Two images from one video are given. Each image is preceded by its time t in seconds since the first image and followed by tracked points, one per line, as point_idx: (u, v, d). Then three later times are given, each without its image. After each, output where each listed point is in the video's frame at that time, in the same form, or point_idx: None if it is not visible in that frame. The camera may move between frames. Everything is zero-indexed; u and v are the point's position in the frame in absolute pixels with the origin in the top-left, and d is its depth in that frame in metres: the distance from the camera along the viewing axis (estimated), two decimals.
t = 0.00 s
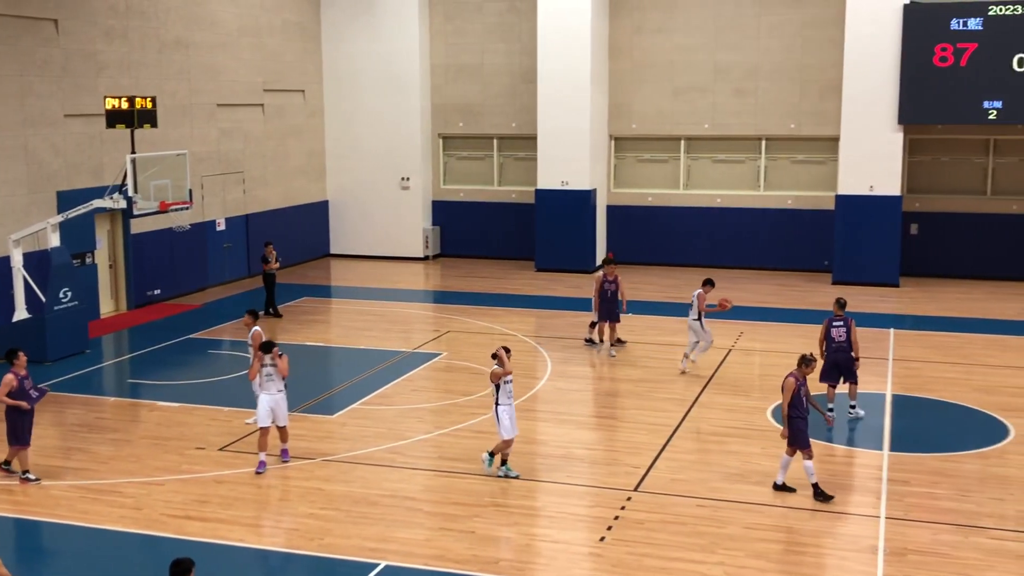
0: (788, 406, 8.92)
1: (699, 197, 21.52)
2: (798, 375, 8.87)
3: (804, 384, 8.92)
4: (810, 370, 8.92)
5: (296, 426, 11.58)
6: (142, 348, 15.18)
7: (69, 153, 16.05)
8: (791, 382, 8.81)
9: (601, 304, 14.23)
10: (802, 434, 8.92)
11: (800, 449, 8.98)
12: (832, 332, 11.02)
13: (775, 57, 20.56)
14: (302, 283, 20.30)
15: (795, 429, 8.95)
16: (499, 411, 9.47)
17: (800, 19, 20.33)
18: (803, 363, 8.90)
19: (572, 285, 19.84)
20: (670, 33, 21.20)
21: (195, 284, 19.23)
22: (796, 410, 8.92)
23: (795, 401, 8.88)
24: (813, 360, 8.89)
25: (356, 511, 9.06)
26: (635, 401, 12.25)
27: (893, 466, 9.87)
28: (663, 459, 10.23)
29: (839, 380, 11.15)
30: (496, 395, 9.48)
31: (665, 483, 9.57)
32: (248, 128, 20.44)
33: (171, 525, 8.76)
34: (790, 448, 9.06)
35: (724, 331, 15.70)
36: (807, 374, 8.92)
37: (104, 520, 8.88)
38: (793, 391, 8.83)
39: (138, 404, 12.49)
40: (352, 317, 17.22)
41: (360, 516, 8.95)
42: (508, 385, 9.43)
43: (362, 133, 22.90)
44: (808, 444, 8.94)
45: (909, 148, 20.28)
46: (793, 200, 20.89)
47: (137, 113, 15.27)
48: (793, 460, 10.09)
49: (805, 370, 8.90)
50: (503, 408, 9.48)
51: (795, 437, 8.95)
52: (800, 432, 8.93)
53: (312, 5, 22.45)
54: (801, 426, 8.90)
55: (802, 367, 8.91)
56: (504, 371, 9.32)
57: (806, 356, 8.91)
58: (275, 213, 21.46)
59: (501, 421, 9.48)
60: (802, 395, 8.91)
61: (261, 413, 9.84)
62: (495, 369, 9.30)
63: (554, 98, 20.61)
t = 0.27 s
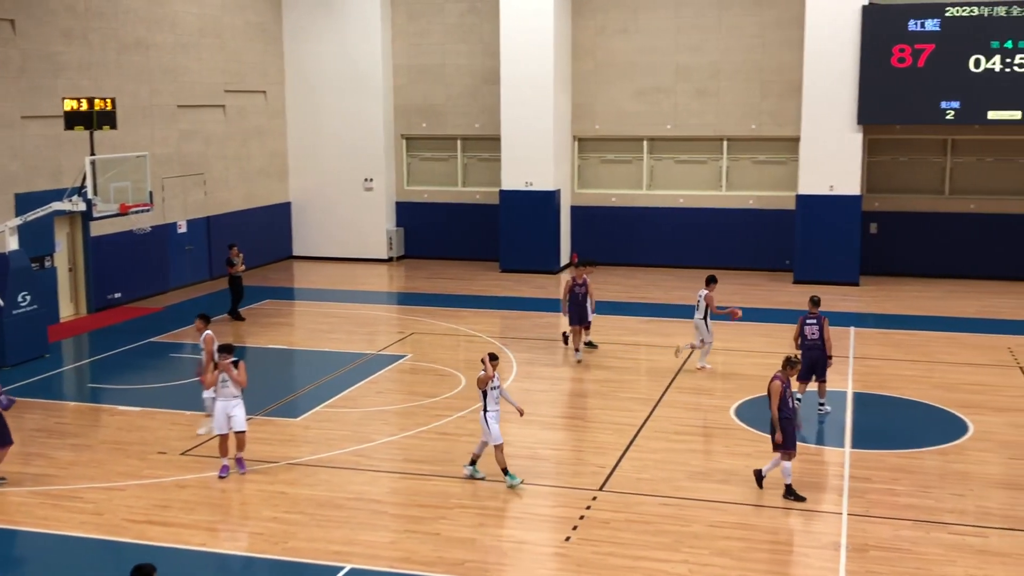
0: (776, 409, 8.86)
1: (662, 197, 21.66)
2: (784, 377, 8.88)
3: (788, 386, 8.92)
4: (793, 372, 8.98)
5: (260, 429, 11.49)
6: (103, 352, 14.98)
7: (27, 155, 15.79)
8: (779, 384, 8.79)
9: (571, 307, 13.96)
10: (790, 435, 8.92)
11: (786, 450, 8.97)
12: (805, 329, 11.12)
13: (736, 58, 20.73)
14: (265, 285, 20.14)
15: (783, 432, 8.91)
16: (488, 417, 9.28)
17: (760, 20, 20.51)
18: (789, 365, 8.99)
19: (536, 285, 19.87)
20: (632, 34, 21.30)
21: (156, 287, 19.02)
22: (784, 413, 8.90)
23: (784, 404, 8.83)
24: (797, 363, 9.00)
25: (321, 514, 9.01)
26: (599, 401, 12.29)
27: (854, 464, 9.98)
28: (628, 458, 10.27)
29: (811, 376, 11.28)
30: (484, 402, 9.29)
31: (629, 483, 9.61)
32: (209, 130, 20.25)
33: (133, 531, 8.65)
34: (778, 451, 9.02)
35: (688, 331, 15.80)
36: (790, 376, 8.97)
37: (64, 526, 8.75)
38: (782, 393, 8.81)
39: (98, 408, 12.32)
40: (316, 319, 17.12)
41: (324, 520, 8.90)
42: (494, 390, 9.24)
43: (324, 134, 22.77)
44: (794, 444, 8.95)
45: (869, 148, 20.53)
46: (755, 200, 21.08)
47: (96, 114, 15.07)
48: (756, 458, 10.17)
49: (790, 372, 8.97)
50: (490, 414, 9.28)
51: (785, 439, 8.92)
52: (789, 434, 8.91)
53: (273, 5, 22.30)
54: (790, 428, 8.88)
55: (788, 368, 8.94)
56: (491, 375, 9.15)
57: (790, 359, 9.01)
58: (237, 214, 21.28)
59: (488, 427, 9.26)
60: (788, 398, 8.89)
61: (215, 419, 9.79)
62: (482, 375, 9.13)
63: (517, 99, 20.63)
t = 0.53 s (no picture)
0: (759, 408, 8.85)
1: (620, 197, 21.74)
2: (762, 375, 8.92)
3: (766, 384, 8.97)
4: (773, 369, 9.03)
5: (217, 433, 11.32)
6: (55, 356, 14.68)
7: None
8: (758, 382, 8.83)
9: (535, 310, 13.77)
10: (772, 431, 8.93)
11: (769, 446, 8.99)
12: (771, 325, 11.28)
13: (692, 59, 20.87)
14: (221, 288, 19.88)
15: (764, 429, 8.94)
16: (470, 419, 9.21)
17: (716, 21, 20.66)
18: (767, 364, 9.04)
19: (495, 286, 19.83)
20: (589, 35, 21.36)
21: (110, 290, 18.69)
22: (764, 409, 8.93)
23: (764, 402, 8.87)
24: (774, 361, 9.05)
25: (279, 518, 8.88)
26: (559, 401, 12.28)
27: (811, 461, 10.06)
28: (588, 458, 10.27)
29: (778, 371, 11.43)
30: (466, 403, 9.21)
31: (590, 483, 9.59)
32: (163, 131, 19.96)
33: (87, 537, 8.47)
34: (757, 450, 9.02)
35: (647, 330, 15.86)
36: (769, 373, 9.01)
37: (15, 534, 8.54)
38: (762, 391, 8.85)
39: (51, 414, 12.06)
40: (273, 322, 16.93)
41: (283, 524, 8.78)
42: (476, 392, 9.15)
43: (281, 135, 22.54)
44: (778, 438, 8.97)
45: (823, 149, 20.76)
46: (712, 200, 21.23)
47: (47, 115, 14.78)
48: (715, 456, 10.22)
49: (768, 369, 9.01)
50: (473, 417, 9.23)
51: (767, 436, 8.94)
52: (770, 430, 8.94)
53: (228, 5, 22.04)
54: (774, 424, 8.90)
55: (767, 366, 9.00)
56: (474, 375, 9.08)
57: (768, 358, 9.06)
58: (192, 216, 20.99)
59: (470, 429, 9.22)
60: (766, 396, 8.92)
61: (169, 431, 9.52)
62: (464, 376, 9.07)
63: (475, 99, 20.58)
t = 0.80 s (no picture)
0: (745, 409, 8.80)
1: (580, 198, 21.80)
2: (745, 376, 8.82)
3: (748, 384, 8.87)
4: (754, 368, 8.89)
5: (176, 438, 11.17)
6: (10, 361, 14.40)
7: None
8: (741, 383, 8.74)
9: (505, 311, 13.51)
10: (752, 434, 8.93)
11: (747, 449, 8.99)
12: (738, 323, 11.31)
13: (651, 60, 20.98)
14: (179, 291, 19.64)
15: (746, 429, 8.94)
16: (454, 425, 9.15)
17: (674, 23, 20.79)
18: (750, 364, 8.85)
19: (456, 287, 19.79)
20: (549, 36, 21.40)
21: (65, 294, 18.39)
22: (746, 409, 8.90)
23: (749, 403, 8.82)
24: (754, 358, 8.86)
25: (239, 522, 8.78)
26: (521, 402, 12.28)
27: (771, 459, 10.14)
28: (550, 458, 10.27)
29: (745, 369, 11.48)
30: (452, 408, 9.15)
31: (552, 483, 9.60)
32: (119, 132, 19.69)
33: (43, 544, 8.32)
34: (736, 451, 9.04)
35: (608, 330, 15.91)
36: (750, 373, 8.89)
37: None
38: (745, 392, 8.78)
39: (5, 419, 11.83)
40: (233, 324, 16.75)
41: (243, 528, 8.68)
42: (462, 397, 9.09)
43: (239, 136, 22.32)
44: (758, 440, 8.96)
45: (781, 149, 20.98)
46: (672, 201, 21.36)
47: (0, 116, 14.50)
48: (676, 455, 10.26)
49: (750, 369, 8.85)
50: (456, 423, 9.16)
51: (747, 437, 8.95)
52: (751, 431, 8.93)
53: (185, 5, 21.79)
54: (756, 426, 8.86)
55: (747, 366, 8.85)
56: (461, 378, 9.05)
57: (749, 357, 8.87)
58: (149, 219, 20.72)
59: (452, 434, 9.14)
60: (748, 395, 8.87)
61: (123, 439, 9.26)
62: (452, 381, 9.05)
63: (435, 100, 20.53)
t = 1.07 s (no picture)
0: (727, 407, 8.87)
1: (546, 199, 21.83)
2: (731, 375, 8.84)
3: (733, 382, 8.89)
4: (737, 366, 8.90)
5: (140, 442, 11.03)
6: None
7: None
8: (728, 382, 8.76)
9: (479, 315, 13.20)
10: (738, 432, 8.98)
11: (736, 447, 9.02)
12: (715, 321, 11.30)
13: (617, 61, 21.06)
14: (142, 293, 19.40)
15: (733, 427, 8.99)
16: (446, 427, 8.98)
17: (639, 24, 20.88)
18: (735, 363, 8.89)
19: (423, 288, 19.73)
20: (514, 36, 21.40)
21: (26, 297, 18.09)
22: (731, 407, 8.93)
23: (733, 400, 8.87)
24: (739, 356, 8.87)
25: (205, 526, 8.69)
26: (488, 402, 12.26)
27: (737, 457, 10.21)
28: (518, 458, 10.27)
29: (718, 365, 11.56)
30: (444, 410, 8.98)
31: (520, 483, 9.59)
32: (81, 133, 19.43)
33: (4, 551, 8.17)
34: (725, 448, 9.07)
35: (575, 331, 15.93)
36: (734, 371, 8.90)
37: None
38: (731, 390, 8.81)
39: None
40: (197, 327, 16.57)
41: (209, 532, 8.59)
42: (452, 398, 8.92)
43: (202, 137, 22.11)
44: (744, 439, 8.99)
45: (745, 150, 21.14)
46: (638, 201, 21.45)
47: None
48: (643, 454, 10.30)
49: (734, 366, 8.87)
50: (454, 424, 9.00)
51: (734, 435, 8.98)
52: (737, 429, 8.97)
53: (147, 5, 21.54)
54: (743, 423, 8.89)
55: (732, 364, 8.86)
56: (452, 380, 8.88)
57: (735, 355, 8.90)
58: (112, 220, 20.45)
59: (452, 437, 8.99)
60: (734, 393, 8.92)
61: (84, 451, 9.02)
62: (445, 382, 8.89)
63: (401, 101, 20.46)
